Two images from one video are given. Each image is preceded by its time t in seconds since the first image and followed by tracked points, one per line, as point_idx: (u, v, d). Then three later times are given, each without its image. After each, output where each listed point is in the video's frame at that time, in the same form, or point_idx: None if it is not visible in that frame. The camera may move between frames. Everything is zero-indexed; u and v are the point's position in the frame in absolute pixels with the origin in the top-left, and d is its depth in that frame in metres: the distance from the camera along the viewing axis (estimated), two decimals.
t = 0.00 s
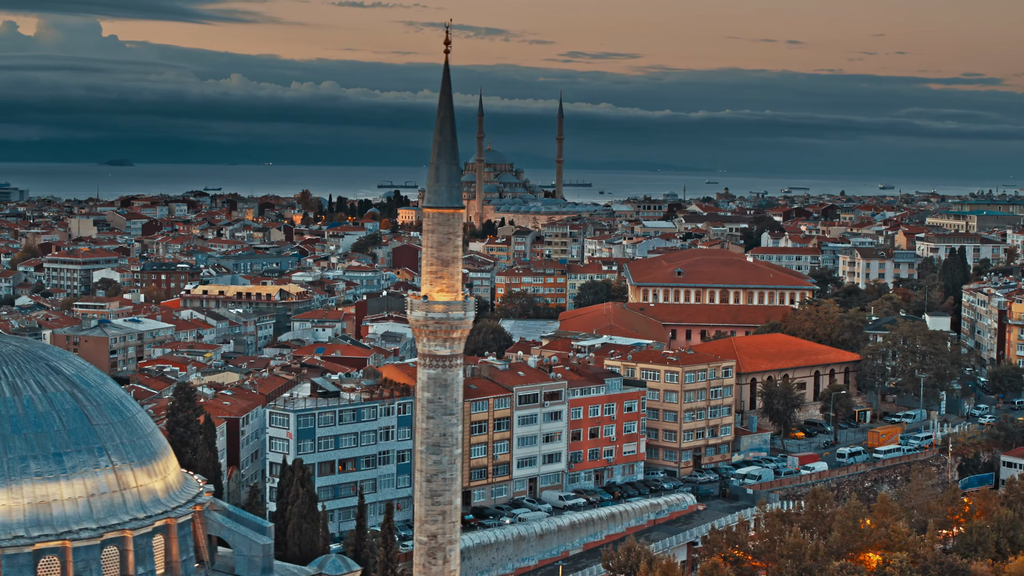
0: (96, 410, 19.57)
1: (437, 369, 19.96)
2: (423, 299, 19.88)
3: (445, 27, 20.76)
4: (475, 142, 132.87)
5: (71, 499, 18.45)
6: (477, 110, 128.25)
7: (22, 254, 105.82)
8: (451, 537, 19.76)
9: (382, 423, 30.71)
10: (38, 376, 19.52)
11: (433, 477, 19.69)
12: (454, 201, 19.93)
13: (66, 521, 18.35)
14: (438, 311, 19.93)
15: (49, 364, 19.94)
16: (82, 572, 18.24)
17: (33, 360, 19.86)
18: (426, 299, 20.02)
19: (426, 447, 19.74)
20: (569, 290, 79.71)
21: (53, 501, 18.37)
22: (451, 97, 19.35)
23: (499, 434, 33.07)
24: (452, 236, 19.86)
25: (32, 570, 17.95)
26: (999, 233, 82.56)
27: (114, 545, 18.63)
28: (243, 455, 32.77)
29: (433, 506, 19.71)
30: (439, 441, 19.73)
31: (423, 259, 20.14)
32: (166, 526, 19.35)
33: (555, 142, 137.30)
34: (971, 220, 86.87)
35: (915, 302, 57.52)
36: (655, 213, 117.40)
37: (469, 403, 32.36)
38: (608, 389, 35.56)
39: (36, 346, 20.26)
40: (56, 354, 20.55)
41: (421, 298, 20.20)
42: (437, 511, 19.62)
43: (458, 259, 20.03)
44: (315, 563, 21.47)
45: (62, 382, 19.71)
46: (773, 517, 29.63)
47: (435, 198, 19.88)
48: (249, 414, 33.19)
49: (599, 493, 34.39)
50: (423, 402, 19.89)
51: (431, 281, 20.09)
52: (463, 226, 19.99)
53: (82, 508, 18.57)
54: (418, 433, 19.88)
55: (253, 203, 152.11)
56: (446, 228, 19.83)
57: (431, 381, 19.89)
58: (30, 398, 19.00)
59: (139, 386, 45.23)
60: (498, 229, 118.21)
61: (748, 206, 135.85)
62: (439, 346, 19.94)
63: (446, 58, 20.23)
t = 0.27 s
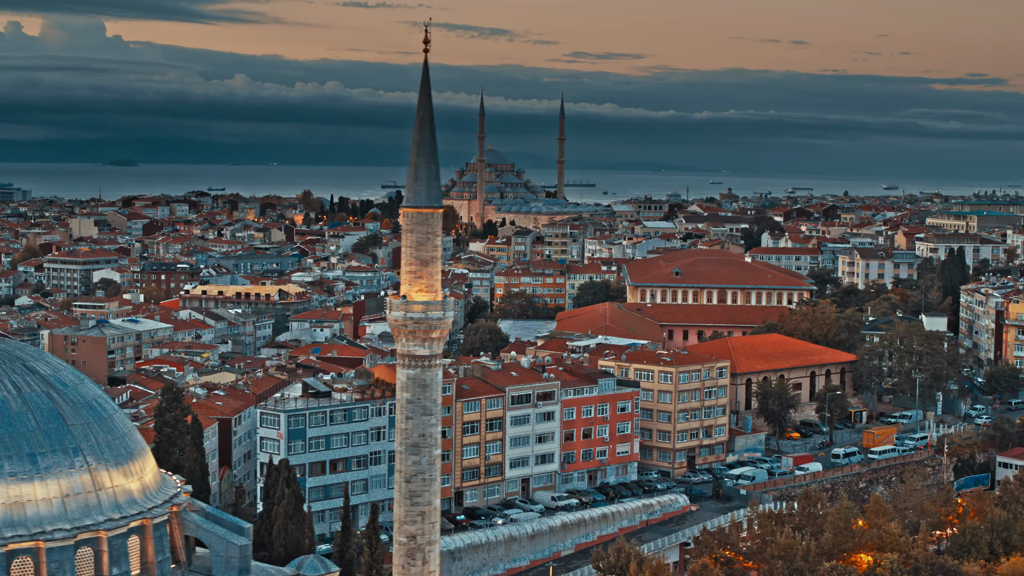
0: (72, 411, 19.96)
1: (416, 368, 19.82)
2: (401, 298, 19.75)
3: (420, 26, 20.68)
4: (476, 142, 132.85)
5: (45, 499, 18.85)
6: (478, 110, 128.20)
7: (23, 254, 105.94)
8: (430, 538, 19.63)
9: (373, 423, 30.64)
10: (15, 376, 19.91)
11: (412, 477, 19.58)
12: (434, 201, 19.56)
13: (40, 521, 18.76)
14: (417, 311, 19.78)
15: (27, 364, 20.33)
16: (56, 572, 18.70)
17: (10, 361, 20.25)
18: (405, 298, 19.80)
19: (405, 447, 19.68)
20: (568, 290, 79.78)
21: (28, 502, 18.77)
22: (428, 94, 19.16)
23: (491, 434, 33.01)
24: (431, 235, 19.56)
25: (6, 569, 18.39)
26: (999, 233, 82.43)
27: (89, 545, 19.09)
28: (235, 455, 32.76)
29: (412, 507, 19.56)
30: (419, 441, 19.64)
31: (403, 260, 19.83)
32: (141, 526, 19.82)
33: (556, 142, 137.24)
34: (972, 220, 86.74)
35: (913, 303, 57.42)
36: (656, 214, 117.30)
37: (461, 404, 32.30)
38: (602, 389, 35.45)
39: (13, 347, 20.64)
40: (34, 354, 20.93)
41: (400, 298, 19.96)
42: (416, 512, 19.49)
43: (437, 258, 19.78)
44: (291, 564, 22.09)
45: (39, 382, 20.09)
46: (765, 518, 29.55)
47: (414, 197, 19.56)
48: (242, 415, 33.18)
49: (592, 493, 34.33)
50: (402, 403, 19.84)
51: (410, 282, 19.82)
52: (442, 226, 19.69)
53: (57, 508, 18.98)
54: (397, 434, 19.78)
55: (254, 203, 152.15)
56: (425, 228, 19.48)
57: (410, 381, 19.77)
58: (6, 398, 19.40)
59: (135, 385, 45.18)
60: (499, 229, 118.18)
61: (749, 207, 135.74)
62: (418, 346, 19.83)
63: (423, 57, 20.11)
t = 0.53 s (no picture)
0: (47, 410, 20.28)
1: (394, 368, 19.77)
2: (379, 298, 19.76)
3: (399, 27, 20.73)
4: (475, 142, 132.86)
5: (19, 499, 19.23)
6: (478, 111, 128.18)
7: (22, 254, 106.03)
8: (409, 538, 19.63)
9: (364, 423, 30.62)
10: None
11: (390, 477, 19.56)
12: (412, 201, 19.58)
13: (15, 520, 19.15)
14: (395, 310, 19.78)
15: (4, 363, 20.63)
16: (29, 571, 19.12)
17: None
18: (383, 298, 19.84)
19: (383, 447, 19.65)
20: (566, 290, 79.79)
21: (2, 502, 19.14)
22: (408, 94, 19.19)
23: (483, 434, 32.96)
24: (409, 235, 19.57)
25: None
26: (998, 234, 82.33)
27: (62, 546, 19.52)
28: (227, 455, 32.70)
29: (389, 507, 19.54)
30: (397, 441, 19.59)
31: (381, 259, 19.84)
32: (116, 526, 20.23)
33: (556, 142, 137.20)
34: (971, 220, 86.63)
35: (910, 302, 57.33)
36: (655, 214, 117.21)
37: (452, 404, 32.26)
38: (595, 389, 35.39)
39: None
40: (12, 351, 21.22)
41: (378, 298, 19.96)
42: (394, 512, 19.47)
43: (414, 258, 19.86)
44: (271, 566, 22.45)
45: (15, 381, 20.40)
46: (756, 518, 29.49)
47: (392, 197, 19.57)
48: (233, 414, 33.20)
49: (584, 493, 34.25)
50: (380, 402, 19.82)
51: (388, 282, 19.83)
52: (421, 225, 19.71)
53: (31, 508, 19.36)
54: (375, 434, 19.74)
55: (255, 203, 152.15)
56: (402, 227, 19.51)
57: (388, 381, 19.74)
58: None
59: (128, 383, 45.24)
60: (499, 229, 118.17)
61: (750, 207, 135.64)
62: (395, 345, 19.78)
63: (402, 59, 20.17)
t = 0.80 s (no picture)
0: (18, 408, 19.72)
1: (369, 367, 19.74)
2: (353, 296, 19.74)
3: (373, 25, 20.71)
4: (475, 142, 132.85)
5: None
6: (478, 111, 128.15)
7: (21, 254, 106.06)
8: (383, 538, 19.59)
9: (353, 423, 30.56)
10: None
11: (365, 477, 19.54)
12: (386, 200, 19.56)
13: None
14: (369, 309, 19.76)
15: None
16: None
17: None
18: (357, 296, 19.81)
19: (357, 446, 19.62)
20: (564, 290, 79.76)
21: None
22: (382, 92, 19.19)
23: (473, 434, 32.90)
24: (384, 234, 19.57)
25: None
26: (996, 234, 82.23)
27: (31, 545, 19.01)
28: (217, 455, 32.73)
29: (364, 507, 19.53)
30: (371, 440, 19.58)
31: (355, 258, 19.85)
32: (87, 526, 19.68)
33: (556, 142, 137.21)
34: (970, 220, 86.54)
35: (906, 302, 57.27)
36: (655, 214, 117.16)
37: (441, 403, 32.21)
38: (585, 389, 35.33)
39: None
40: None
41: (351, 297, 19.95)
42: (368, 512, 19.45)
43: (389, 256, 19.87)
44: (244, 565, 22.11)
45: None
46: (744, 518, 29.43)
47: (366, 196, 19.56)
48: (224, 414, 33.14)
49: (574, 494, 34.18)
50: (354, 401, 19.82)
51: (362, 281, 19.84)
52: (396, 224, 19.71)
53: None
54: (349, 433, 19.74)
55: (255, 203, 152.07)
56: (377, 226, 19.50)
57: (362, 380, 19.73)
58: None
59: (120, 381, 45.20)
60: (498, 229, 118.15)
61: (749, 207, 135.60)
62: (369, 344, 19.74)
63: (376, 58, 20.16)
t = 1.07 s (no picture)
0: None
1: (346, 367, 19.74)
2: (330, 296, 19.71)
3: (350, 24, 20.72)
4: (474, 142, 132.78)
5: None
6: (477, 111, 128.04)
7: (21, 254, 106.09)
8: (361, 538, 19.58)
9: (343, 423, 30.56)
10: None
11: (342, 477, 19.54)
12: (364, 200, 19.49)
13: None
14: (346, 308, 19.71)
15: None
16: None
17: None
18: (335, 296, 19.77)
19: (335, 446, 19.64)
20: (562, 290, 79.65)
21: None
22: (359, 91, 19.22)
23: (464, 434, 32.84)
24: (360, 233, 19.59)
25: None
26: (995, 233, 82.07)
27: (4, 545, 19.38)
28: (207, 455, 32.73)
29: (341, 507, 19.52)
30: (349, 440, 19.61)
31: (333, 258, 19.81)
32: (61, 525, 20.00)
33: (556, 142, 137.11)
34: (969, 220, 86.37)
35: (902, 302, 57.16)
36: (654, 214, 117.07)
37: (432, 403, 32.15)
38: (577, 389, 35.26)
39: None
40: None
41: (330, 297, 19.92)
42: (346, 512, 19.45)
43: (367, 256, 19.82)
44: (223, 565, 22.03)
45: None
46: (734, 518, 29.38)
47: (343, 195, 19.50)
48: (215, 415, 33.06)
49: (565, 494, 34.13)
50: (332, 401, 19.82)
51: (339, 281, 19.80)
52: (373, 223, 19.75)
53: None
54: (327, 433, 19.76)
55: (256, 203, 152.00)
56: (354, 225, 19.44)
57: (339, 379, 19.73)
58: None
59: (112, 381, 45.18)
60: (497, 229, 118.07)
61: (749, 207, 135.43)
62: (346, 343, 19.72)
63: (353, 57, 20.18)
